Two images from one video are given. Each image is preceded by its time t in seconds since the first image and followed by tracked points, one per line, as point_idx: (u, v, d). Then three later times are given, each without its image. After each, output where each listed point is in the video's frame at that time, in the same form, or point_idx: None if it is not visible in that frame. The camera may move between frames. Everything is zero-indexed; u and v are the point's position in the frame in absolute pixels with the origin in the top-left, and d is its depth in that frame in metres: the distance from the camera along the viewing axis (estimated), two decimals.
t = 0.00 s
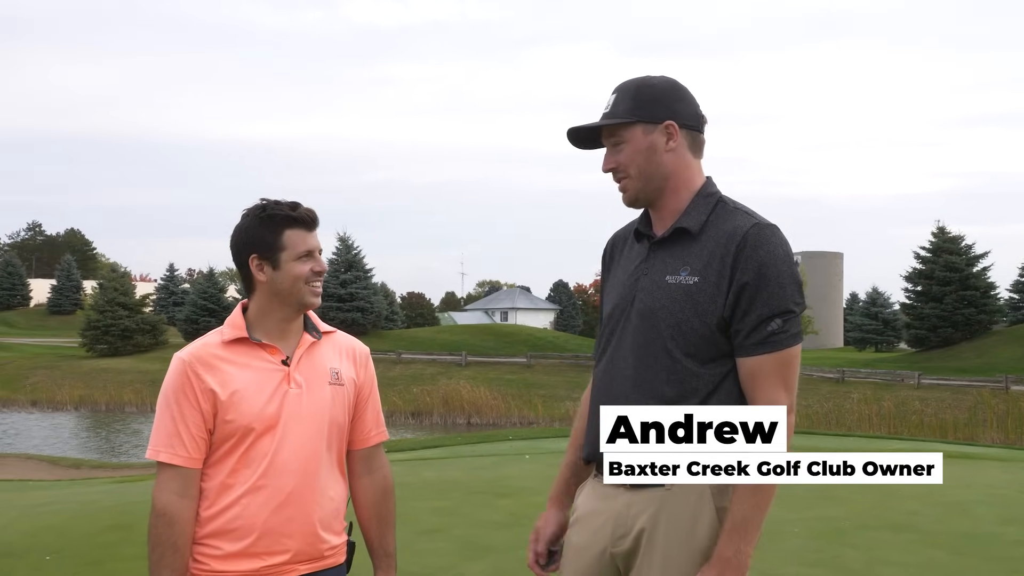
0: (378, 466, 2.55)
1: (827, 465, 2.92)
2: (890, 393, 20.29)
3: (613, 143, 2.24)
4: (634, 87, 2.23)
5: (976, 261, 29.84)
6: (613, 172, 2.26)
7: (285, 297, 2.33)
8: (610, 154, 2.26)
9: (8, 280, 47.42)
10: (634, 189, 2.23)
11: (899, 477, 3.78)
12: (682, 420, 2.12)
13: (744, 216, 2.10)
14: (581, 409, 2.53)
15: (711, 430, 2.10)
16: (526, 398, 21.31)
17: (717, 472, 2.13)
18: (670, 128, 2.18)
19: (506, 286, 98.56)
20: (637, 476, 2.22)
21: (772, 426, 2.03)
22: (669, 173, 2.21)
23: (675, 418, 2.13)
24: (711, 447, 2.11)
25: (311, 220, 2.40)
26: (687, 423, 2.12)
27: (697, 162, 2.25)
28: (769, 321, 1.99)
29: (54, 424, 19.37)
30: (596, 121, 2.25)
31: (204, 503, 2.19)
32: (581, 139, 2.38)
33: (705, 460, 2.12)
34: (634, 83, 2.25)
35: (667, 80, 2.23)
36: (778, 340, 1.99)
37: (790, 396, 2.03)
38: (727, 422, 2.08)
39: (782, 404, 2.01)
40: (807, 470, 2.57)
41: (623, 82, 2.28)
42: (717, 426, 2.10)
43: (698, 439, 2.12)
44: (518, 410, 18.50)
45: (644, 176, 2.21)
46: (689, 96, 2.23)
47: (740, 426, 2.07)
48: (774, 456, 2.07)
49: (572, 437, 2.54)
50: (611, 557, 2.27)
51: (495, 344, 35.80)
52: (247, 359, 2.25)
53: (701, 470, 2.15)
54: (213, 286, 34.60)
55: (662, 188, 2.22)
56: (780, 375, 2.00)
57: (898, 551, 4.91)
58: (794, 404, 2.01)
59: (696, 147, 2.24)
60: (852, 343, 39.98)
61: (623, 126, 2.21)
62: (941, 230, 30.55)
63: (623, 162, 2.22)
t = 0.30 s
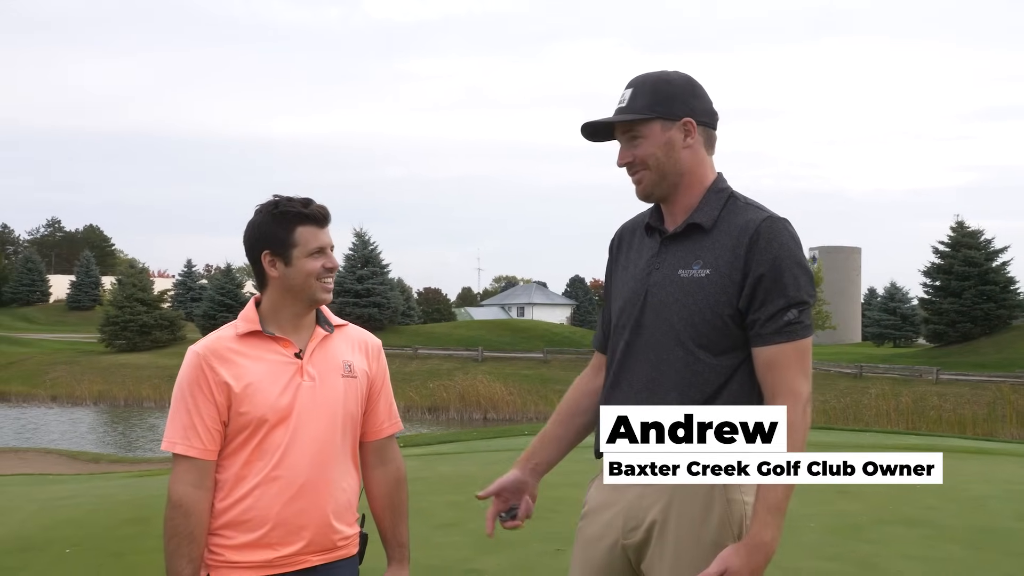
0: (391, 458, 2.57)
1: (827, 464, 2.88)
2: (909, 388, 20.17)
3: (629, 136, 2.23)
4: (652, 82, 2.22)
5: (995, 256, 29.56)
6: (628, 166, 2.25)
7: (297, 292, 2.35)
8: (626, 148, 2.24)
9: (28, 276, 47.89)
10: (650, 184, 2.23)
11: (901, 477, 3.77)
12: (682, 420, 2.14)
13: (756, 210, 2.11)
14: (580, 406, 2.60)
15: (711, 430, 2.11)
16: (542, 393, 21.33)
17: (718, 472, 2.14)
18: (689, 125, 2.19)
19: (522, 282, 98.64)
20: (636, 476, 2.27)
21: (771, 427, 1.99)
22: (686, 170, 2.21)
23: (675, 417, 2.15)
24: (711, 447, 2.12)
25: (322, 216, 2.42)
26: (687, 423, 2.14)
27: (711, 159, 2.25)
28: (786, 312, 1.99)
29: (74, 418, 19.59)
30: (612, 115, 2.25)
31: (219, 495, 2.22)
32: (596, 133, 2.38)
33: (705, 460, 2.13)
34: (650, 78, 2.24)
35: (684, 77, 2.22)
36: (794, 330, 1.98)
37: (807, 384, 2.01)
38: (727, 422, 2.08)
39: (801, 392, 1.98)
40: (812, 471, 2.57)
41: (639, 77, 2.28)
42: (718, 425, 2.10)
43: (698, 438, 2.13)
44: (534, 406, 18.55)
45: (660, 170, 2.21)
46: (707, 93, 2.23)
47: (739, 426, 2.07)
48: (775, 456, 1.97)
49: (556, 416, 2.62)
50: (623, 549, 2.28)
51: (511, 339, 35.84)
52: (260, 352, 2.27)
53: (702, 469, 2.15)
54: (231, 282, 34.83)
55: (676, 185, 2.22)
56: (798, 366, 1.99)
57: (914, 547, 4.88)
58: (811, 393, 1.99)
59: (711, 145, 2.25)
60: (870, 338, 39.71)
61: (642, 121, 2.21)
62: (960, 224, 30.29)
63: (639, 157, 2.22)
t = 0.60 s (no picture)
0: (401, 453, 2.59)
1: (828, 464, 2.87)
2: (926, 385, 20.05)
3: (636, 132, 2.26)
4: (662, 80, 2.24)
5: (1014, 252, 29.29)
6: (634, 160, 2.27)
7: (309, 289, 2.38)
8: (632, 143, 2.27)
9: (47, 274, 48.33)
10: (653, 180, 2.25)
11: (901, 476, 3.75)
12: (683, 420, 2.17)
13: (764, 210, 2.11)
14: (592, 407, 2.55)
15: (711, 430, 2.13)
16: (557, 390, 21.34)
17: (717, 472, 2.16)
18: (693, 124, 2.19)
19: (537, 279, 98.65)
20: (639, 475, 2.30)
21: (771, 426, 2.04)
22: (692, 167, 2.22)
23: (676, 417, 2.18)
24: (710, 448, 2.15)
25: (333, 214, 2.45)
26: (687, 423, 2.17)
27: (717, 158, 2.26)
28: (792, 313, 2.01)
29: (92, 414, 19.78)
30: (621, 109, 2.27)
31: (232, 490, 2.25)
32: (607, 123, 2.40)
33: (704, 460, 2.16)
34: (661, 74, 2.25)
35: (695, 74, 2.23)
36: (800, 332, 2.01)
37: (812, 387, 2.04)
38: (727, 422, 2.10)
39: (803, 396, 2.02)
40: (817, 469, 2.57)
41: (651, 73, 2.29)
42: (718, 425, 2.12)
43: (698, 438, 2.16)
44: (549, 403, 18.57)
45: (664, 167, 2.23)
46: (717, 92, 2.22)
47: (739, 426, 2.09)
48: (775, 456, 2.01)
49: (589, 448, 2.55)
50: (633, 544, 2.28)
51: (526, 336, 35.86)
52: (272, 348, 2.30)
53: (701, 469, 2.18)
54: (247, 280, 35.04)
55: (680, 183, 2.23)
56: (802, 368, 2.02)
57: (929, 544, 4.87)
58: (815, 396, 2.03)
59: (719, 144, 2.25)
60: (887, 335, 39.45)
61: (649, 117, 2.23)
62: (978, 221, 30.05)
63: (643, 152, 2.24)
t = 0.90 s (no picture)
0: (403, 450, 2.62)
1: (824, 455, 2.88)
2: (934, 384, 20.00)
3: (631, 135, 2.29)
4: (656, 81, 2.26)
5: None
6: (631, 163, 2.30)
7: (313, 286, 2.41)
8: (630, 146, 2.30)
9: (56, 272, 48.56)
10: (650, 182, 2.27)
11: (896, 466, 3.79)
12: (683, 420, 2.16)
13: (764, 209, 2.13)
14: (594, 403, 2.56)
15: (711, 430, 2.11)
16: (565, 389, 21.36)
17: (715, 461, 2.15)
18: (685, 124, 2.21)
19: (546, 278, 98.71)
20: (638, 466, 2.31)
21: (770, 426, 2.00)
22: (687, 166, 2.24)
23: (676, 417, 2.17)
24: (711, 446, 2.11)
25: (336, 211, 2.47)
26: (687, 423, 2.15)
27: (714, 156, 2.27)
28: (791, 311, 2.01)
29: (102, 412, 19.89)
30: (618, 114, 2.30)
31: (235, 484, 2.28)
32: (604, 129, 2.42)
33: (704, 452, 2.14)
34: (656, 76, 2.28)
35: (688, 75, 2.25)
36: (799, 330, 2.01)
37: (813, 382, 2.04)
38: (727, 422, 2.08)
39: (805, 391, 2.02)
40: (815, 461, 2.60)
41: (646, 76, 2.31)
42: (717, 426, 2.10)
43: (698, 438, 2.13)
44: (558, 401, 18.59)
45: (659, 169, 2.25)
46: (710, 90, 2.24)
47: (740, 426, 2.06)
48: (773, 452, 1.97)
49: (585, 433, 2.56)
50: (632, 539, 2.31)
51: (535, 335, 35.88)
52: (275, 345, 2.33)
53: (701, 459, 2.17)
54: (256, 278, 35.17)
55: (677, 183, 2.25)
56: (803, 363, 2.02)
57: (938, 543, 4.86)
58: (817, 391, 2.02)
59: (715, 141, 2.26)
60: (896, 334, 39.32)
61: (641, 121, 2.26)
62: (987, 219, 29.91)
63: (640, 155, 2.27)
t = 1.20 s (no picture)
0: (399, 447, 2.64)
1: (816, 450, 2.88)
2: (937, 382, 19.98)
3: (624, 134, 2.31)
4: (647, 81, 2.28)
5: None
6: (624, 163, 2.32)
7: (311, 283, 2.44)
8: (623, 146, 2.32)
9: (59, 270, 48.65)
10: (643, 180, 2.29)
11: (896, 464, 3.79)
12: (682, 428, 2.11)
13: (754, 206, 2.15)
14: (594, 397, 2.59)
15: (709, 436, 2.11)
16: (566, 387, 21.38)
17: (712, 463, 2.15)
18: (676, 122, 2.23)
19: (548, 276, 98.64)
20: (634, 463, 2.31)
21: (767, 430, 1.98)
22: (678, 165, 2.26)
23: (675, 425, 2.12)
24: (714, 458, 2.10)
25: (333, 209, 2.50)
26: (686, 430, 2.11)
27: (706, 153, 2.29)
28: (780, 307, 2.04)
29: (104, 409, 19.93)
30: (610, 114, 2.32)
31: (232, 480, 2.31)
32: (597, 128, 2.44)
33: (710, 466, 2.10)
34: (647, 76, 2.30)
35: (679, 74, 2.27)
36: (788, 326, 2.03)
37: (802, 379, 2.05)
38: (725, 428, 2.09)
39: (795, 385, 2.03)
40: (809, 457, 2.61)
41: (638, 76, 2.33)
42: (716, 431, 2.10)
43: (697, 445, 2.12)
44: (559, 399, 18.61)
45: (651, 167, 2.27)
46: (701, 89, 2.26)
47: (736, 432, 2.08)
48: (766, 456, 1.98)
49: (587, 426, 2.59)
50: (625, 533, 2.33)
51: (537, 333, 35.90)
52: (273, 342, 2.36)
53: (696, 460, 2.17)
54: (258, 276, 35.22)
55: (668, 180, 2.27)
56: (792, 360, 2.03)
57: (938, 540, 4.87)
58: (806, 386, 2.03)
59: (707, 138, 2.28)
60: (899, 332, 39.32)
61: (633, 120, 2.28)
62: (990, 216, 29.87)
63: (632, 155, 2.29)
